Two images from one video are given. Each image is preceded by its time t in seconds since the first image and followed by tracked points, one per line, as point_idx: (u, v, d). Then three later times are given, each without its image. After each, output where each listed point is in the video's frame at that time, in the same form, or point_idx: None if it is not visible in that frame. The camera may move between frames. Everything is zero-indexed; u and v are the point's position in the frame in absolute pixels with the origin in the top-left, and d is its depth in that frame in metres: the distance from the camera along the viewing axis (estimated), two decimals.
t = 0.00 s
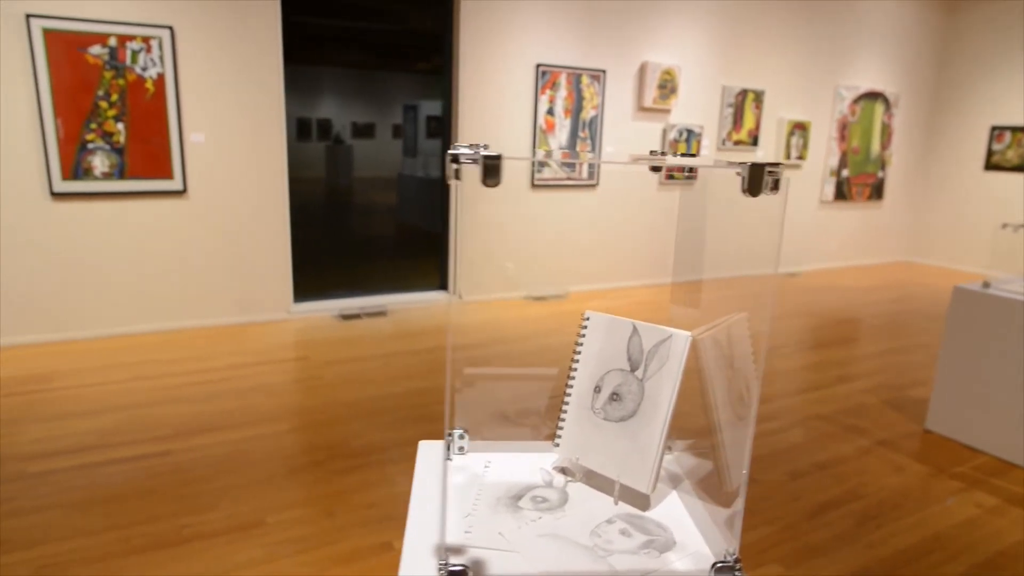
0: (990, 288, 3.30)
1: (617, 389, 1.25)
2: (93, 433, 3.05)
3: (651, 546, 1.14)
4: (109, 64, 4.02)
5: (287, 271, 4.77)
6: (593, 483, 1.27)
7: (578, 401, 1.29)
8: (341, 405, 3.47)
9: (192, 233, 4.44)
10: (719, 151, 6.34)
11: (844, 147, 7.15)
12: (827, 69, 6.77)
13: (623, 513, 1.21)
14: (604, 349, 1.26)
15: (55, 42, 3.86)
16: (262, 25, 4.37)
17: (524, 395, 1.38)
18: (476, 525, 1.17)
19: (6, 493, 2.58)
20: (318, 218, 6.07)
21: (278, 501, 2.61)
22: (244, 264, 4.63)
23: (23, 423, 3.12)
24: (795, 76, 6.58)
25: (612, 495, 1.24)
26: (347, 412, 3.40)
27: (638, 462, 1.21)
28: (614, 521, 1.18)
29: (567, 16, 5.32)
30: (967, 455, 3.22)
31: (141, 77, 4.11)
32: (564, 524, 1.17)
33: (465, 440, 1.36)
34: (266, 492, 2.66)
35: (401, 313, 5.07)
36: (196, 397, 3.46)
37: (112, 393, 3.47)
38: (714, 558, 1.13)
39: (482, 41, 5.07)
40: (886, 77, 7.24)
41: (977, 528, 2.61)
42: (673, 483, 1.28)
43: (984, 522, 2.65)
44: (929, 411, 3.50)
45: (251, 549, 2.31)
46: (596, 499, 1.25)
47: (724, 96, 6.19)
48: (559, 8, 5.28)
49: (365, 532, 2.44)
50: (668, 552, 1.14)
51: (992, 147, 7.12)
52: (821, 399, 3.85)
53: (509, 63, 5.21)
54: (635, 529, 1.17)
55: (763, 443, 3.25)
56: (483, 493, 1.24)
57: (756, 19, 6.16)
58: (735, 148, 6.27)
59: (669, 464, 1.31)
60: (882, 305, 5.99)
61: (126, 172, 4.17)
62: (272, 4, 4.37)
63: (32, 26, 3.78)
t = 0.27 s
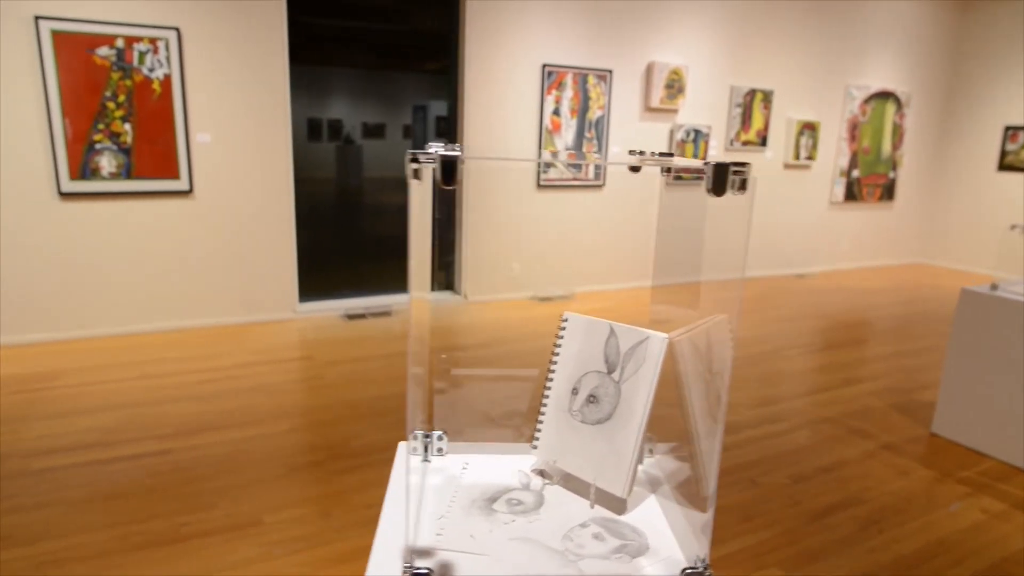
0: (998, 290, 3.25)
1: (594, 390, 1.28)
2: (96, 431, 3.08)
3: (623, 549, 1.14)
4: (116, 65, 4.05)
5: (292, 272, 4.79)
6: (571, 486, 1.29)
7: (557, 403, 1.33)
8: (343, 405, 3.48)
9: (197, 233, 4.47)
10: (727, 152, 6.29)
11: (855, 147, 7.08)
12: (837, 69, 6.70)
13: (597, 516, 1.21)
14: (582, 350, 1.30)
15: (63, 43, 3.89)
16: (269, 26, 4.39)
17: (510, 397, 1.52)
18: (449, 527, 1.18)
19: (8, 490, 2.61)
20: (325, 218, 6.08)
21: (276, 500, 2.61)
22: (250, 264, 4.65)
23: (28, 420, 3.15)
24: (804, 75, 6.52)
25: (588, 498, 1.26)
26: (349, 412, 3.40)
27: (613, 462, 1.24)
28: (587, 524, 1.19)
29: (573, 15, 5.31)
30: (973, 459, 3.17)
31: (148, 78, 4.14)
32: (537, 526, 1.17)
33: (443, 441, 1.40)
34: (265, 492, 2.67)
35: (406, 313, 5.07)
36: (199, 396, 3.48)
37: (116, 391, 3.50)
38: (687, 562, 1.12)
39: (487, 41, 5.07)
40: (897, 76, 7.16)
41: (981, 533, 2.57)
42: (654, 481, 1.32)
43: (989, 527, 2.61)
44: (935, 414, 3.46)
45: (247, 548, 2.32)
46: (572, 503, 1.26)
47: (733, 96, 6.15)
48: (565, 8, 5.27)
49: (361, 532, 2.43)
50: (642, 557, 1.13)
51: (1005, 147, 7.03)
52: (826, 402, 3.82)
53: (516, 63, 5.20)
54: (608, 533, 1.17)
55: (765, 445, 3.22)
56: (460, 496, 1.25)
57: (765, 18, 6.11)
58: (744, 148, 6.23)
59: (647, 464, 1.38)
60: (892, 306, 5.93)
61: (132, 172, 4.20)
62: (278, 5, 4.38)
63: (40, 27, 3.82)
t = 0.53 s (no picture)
0: (1003, 291, 3.22)
1: (569, 394, 1.39)
2: (97, 430, 3.09)
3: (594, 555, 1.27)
4: (121, 66, 4.07)
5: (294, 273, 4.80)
6: (547, 490, 1.43)
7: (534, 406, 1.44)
8: (343, 405, 3.48)
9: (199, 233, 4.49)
10: (733, 152, 6.24)
11: (862, 148, 7.02)
12: (845, 68, 6.65)
13: (569, 522, 1.35)
14: (560, 356, 1.42)
15: (69, 44, 3.92)
16: (271, 26, 4.41)
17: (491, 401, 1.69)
18: (422, 530, 1.32)
19: (7, 488, 2.62)
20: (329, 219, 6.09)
21: (274, 500, 2.62)
22: (253, 265, 4.68)
23: (30, 419, 3.17)
24: (811, 74, 6.47)
25: (564, 502, 1.39)
26: (349, 412, 3.41)
27: (585, 464, 1.35)
28: (561, 531, 1.32)
29: (579, 16, 5.29)
30: (978, 463, 3.14)
31: (152, 79, 4.17)
32: (509, 529, 1.32)
33: (421, 443, 1.56)
34: (263, 491, 2.67)
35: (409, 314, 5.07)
36: (199, 396, 3.50)
37: (117, 391, 3.52)
38: (654, 569, 1.24)
39: (491, 41, 5.05)
40: (906, 76, 7.10)
41: (984, 538, 2.54)
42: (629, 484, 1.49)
43: (991, 532, 2.58)
44: (939, 417, 3.43)
45: (243, 548, 2.32)
46: (545, 506, 1.40)
47: (738, 95, 6.11)
48: (571, 7, 5.25)
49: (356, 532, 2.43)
50: (611, 562, 1.26)
51: (1016, 147, 6.91)
52: (829, 404, 3.79)
53: (519, 63, 5.19)
54: (581, 538, 1.30)
55: (766, 447, 3.20)
56: (437, 501, 1.40)
57: (771, 18, 6.07)
58: (750, 148, 6.18)
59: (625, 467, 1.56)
60: (899, 308, 5.87)
61: (137, 172, 4.23)
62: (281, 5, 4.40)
63: (46, 29, 3.85)
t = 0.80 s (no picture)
0: (1004, 292, 3.18)
1: (542, 395, 1.37)
2: (93, 431, 3.10)
3: (562, 558, 1.18)
4: (120, 67, 4.08)
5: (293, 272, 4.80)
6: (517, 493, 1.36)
7: (506, 407, 1.42)
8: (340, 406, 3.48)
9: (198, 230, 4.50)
10: (735, 152, 6.21)
11: (866, 148, 6.98)
12: (848, 68, 6.61)
13: (538, 524, 1.27)
14: (532, 357, 1.40)
15: (68, 46, 3.93)
16: (269, 26, 4.40)
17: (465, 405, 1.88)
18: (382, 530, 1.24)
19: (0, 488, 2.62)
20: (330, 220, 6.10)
21: (267, 501, 2.61)
22: (252, 265, 4.68)
23: (26, 419, 3.18)
24: (814, 74, 6.43)
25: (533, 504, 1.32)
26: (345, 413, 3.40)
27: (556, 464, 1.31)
28: (528, 532, 1.24)
29: (579, 16, 5.28)
30: (979, 466, 3.10)
31: (151, 80, 4.17)
32: (477, 532, 1.22)
33: (394, 446, 1.52)
34: (256, 492, 2.67)
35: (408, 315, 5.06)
36: (196, 396, 3.50)
37: (114, 390, 3.52)
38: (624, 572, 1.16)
39: (491, 41, 5.04)
40: (910, 76, 7.06)
41: (983, 541, 2.50)
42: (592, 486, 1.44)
43: (991, 535, 2.54)
44: (940, 420, 3.39)
45: (235, 549, 2.31)
46: (517, 511, 1.31)
47: (740, 96, 6.08)
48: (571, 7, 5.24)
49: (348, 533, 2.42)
50: (579, 566, 1.17)
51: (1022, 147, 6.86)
52: (829, 405, 3.75)
53: (519, 63, 5.17)
54: (549, 542, 1.21)
55: (765, 447, 3.15)
56: (406, 505, 1.31)
57: (774, 18, 6.04)
58: (752, 149, 6.15)
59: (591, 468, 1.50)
60: (903, 309, 5.83)
61: (135, 172, 4.23)
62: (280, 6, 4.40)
63: (45, 30, 3.86)
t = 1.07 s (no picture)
0: (995, 293, 3.17)
1: (496, 397, 1.32)
2: (80, 432, 3.08)
3: (511, 565, 1.13)
4: (111, 68, 4.07)
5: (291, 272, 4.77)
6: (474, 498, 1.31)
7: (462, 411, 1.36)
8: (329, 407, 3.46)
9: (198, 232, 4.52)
10: (731, 152, 6.18)
11: (863, 148, 6.95)
12: (844, 67, 6.58)
13: (491, 531, 1.21)
14: (485, 358, 1.35)
15: (58, 46, 3.92)
16: (261, 26, 4.39)
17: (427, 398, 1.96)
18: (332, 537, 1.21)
19: None
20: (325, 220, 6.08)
21: (252, 503, 2.59)
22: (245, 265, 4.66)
23: (14, 420, 3.16)
24: (811, 73, 6.40)
25: (489, 511, 1.27)
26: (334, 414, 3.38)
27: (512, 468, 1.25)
28: (480, 539, 1.19)
29: (573, 16, 5.26)
30: (970, 468, 3.08)
31: (142, 80, 4.16)
32: (428, 539, 1.18)
33: (352, 449, 1.49)
34: (241, 494, 2.65)
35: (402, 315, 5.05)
36: (185, 397, 3.48)
37: (103, 391, 3.50)
38: None
39: (483, 41, 5.02)
40: (908, 75, 7.03)
41: (972, 544, 2.47)
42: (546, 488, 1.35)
43: (981, 538, 2.52)
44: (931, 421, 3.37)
45: (217, 551, 2.29)
46: (475, 513, 1.27)
47: (736, 95, 6.05)
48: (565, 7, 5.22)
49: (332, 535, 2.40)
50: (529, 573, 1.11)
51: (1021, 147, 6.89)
52: (822, 406, 3.72)
53: (513, 65, 5.16)
54: (500, 549, 1.16)
55: (756, 449, 3.13)
56: (358, 509, 1.28)
57: (770, 17, 6.01)
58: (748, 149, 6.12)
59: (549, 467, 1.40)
60: (899, 310, 5.80)
61: (126, 173, 4.22)
62: (271, 6, 4.39)
63: (35, 30, 3.85)
